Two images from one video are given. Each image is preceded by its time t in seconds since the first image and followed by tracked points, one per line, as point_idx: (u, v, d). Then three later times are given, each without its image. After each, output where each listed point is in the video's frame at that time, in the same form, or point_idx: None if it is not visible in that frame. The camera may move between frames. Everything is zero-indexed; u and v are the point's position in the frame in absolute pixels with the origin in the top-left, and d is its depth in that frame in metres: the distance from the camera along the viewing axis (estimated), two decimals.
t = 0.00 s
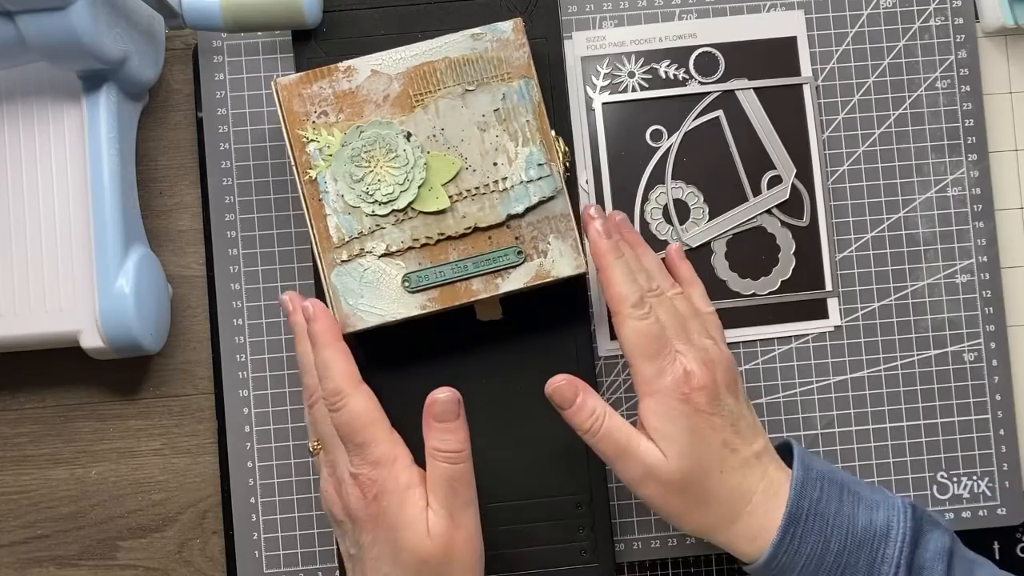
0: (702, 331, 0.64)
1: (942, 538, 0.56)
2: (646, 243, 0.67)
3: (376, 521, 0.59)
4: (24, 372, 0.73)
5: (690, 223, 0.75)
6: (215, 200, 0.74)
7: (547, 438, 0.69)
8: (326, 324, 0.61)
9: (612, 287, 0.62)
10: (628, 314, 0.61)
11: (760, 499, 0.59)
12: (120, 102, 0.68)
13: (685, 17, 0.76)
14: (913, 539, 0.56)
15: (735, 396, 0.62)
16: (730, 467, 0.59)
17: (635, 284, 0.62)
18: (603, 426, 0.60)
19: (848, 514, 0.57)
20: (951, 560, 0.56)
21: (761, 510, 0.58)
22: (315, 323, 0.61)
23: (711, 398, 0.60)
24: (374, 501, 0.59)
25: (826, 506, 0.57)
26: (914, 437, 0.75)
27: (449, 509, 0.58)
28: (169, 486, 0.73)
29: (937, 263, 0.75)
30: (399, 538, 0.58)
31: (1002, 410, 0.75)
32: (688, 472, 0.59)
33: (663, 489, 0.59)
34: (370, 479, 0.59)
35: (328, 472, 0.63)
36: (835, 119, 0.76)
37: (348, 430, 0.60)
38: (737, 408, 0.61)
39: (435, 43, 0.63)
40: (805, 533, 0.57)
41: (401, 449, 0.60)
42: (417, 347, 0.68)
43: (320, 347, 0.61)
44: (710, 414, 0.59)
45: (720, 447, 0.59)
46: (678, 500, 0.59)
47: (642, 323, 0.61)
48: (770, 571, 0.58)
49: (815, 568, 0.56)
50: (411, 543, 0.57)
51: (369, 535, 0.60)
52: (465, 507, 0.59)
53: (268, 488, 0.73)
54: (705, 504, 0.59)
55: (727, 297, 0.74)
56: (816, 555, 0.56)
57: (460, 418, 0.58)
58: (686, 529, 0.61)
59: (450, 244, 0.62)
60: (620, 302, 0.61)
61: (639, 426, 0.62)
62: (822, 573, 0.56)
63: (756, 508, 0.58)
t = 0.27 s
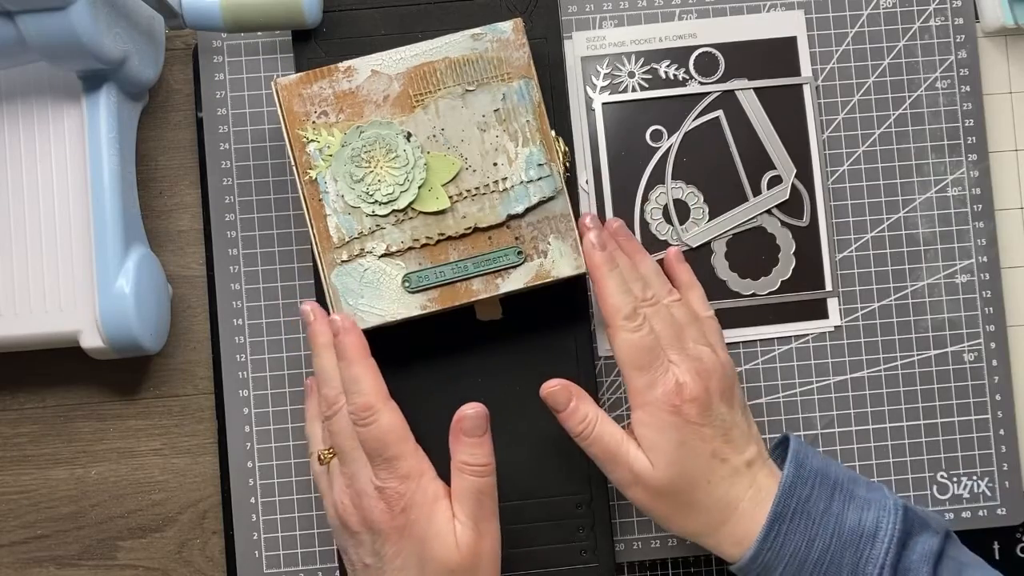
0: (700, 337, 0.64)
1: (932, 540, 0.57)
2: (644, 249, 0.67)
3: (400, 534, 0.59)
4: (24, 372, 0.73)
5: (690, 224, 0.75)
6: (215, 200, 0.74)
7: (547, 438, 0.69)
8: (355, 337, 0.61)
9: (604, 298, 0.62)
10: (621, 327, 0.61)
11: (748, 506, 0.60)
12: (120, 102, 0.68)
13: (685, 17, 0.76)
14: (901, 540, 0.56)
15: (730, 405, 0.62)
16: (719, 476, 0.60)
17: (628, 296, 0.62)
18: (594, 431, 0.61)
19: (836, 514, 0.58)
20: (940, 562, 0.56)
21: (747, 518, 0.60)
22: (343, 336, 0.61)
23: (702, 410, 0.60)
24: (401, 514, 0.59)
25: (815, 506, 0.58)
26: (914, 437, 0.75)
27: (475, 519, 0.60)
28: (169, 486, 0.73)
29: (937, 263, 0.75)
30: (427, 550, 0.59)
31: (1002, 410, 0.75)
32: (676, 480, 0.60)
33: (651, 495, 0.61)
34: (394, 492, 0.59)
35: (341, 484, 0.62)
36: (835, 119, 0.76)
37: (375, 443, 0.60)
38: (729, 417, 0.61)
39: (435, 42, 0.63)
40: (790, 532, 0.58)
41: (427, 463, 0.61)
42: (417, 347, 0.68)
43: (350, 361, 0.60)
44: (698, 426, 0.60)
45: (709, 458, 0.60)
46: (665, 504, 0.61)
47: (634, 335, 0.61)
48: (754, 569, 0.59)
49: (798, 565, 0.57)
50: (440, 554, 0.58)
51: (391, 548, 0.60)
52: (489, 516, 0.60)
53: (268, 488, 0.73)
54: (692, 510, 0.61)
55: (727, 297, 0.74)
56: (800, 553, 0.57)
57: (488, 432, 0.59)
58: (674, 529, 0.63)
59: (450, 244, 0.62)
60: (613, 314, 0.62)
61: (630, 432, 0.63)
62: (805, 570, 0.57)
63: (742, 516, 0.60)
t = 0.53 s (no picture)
0: (711, 347, 0.63)
1: (928, 544, 0.57)
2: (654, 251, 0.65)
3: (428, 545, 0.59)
4: (24, 371, 0.73)
5: (690, 224, 0.75)
6: (215, 200, 0.74)
7: (547, 438, 0.69)
8: (391, 348, 0.60)
9: (615, 312, 0.62)
10: (632, 341, 0.61)
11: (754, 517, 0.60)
12: (120, 102, 0.68)
13: (685, 17, 0.76)
14: (898, 544, 0.57)
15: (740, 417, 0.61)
16: (725, 489, 0.60)
17: (638, 309, 0.62)
18: (599, 435, 0.61)
19: (833, 517, 0.58)
20: (934, 567, 0.57)
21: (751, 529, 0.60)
22: (377, 346, 0.59)
23: (711, 423, 0.60)
24: (430, 525, 0.59)
25: (812, 508, 0.58)
26: (914, 437, 0.75)
27: (503, 530, 0.60)
28: (169, 486, 0.73)
29: (937, 263, 0.75)
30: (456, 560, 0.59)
31: (1002, 409, 0.75)
32: (683, 492, 0.60)
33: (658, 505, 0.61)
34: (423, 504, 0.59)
35: (361, 494, 0.61)
36: (835, 119, 0.76)
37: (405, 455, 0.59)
38: (738, 429, 0.61)
39: (435, 43, 0.63)
40: (786, 533, 0.58)
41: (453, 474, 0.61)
42: (417, 347, 0.68)
43: (385, 372, 0.60)
44: (706, 440, 0.60)
45: (716, 471, 0.60)
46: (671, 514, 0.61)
47: (644, 350, 0.61)
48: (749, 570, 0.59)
49: (793, 566, 0.58)
50: (469, 564, 0.59)
51: (416, 559, 0.59)
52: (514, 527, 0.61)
53: (268, 488, 0.73)
54: (698, 519, 0.61)
55: (727, 297, 0.74)
56: (796, 554, 0.58)
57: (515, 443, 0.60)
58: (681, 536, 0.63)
59: (450, 244, 0.62)
60: (623, 328, 0.62)
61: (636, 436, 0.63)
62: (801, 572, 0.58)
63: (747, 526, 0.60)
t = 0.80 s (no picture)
0: (712, 348, 0.63)
1: (930, 542, 0.57)
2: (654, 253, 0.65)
3: (440, 546, 0.59)
4: (24, 371, 0.73)
5: (690, 224, 0.75)
6: (215, 200, 0.74)
7: (547, 438, 0.69)
8: (416, 346, 0.59)
9: (614, 316, 0.62)
10: (632, 345, 0.61)
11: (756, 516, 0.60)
12: (120, 102, 0.68)
13: (685, 17, 0.76)
14: (899, 541, 0.57)
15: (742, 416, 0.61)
16: (730, 489, 0.60)
17: (638, 313, 0.62)
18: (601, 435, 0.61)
19: (834, 514, 0.58)
20: (935, 565, 0.57)
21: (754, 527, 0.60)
22: (400, 344, 0.59)
23: (715, 426, 0.59)
24: (442, 526, 0.59)
25: (813, 505, 0.58)
26: (914, 437, 0.75)
27: (511, 530, 0.60)
28: (169, 486, 0.73)
29: (937, 263, 0.75)
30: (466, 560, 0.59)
31: (1002, 409, 0.75)
32: (686, 493, 0.60)
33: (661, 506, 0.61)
34: (436, 505, 0.59)
35: (371, 495, 0.60)
36: (835, 119, 0.76)
37: (420, 456, 0.59)
38: (741, 429, 0.61)
39: (435, 43, 0.63)
40: (787, 531, 0.58)
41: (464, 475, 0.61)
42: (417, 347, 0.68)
43: (408, 369, 0.59)
44: (709, 441, 0.60)
45: (720, 473, 0.60)
46: (674, 515, 0.61)
47: (645, 354, 0.61)
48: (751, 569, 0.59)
49: (794, 565, 0.58)
50: (479, 564, 0.59)
51: (426, 559, 0.59)
52: (521, 528, 0.61)
53: (268, 488, 0.73)
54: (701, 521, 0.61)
55: (727, 297, 0.74)
56: (797, 553, 0.58)
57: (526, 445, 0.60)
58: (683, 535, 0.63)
59: (450, 244, 0.62)
60: (623, 333, 0.61)
61: (639, 435, 0.63)
62: (802, 570, 0.58)
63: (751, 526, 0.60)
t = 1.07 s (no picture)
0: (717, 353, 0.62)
1: (929, 543, 0.57)
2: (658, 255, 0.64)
3: (442, 546, 0.59)
4: (24, 372, 0.73)
5: (690, 224, 0.75)
6: (215, 200, 0.74)
7: (547, 438, 0.69)
8: (421, 345, 0.59)
9: (619, 323, 0.61)
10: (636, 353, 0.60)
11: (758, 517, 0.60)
12: (120, 102, 0.68)
13: (685, 17, 0.76)
14: (899, 542, 0.57)
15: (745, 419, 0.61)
16: (732, 494, 0.60)
17: (642, 319, 0.61)
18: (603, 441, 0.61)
19: (834, 515, 0.58)
20: (934, 565, 0.57)
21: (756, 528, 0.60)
22: (405, 343, 0.59)
23: (721, 433, 0.59)
24: (445, 526, 0.59)
25: (812, 506, 0.58)
26: (914, 437, 0.75)
27: (514, 530, 0.61)
28: (169, 486, 0.73)
29: (937, 263, 0.75)
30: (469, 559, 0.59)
31: (1002, 409, 0.75)
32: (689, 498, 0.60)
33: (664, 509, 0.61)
34: (439, 505, 0.59)
35: (374, 494, 0.60)
36: (835, 119, 0.76)
37: (423, 457, 0.59)
38: (746, 434, 0.61)
39: (435, 43, 0.63)
40: (787, 532, 0.58)
41: (467, 474, 0.61)
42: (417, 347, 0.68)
43: (413, 368, 0.59)
44: (713, 449, 0.59)
45: (724, 477, 0.60)
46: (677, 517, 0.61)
47: (649, 362, 0.60)
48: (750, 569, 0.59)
49: (793, 565, 0.58)
50: (482, 564, 0.59)
51: (428, 559, 0.59)
52: (524, 527, 0.62)
53: (268, 488, 0.73)
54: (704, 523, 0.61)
55: (727, 297, 0.74)
56: (796, 553, 0.58)
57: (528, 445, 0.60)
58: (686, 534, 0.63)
59: (450, 244, 0.62)
60: (626, 341, 0.60)
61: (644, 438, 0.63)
62: (801, 570, 0.58)
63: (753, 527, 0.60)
